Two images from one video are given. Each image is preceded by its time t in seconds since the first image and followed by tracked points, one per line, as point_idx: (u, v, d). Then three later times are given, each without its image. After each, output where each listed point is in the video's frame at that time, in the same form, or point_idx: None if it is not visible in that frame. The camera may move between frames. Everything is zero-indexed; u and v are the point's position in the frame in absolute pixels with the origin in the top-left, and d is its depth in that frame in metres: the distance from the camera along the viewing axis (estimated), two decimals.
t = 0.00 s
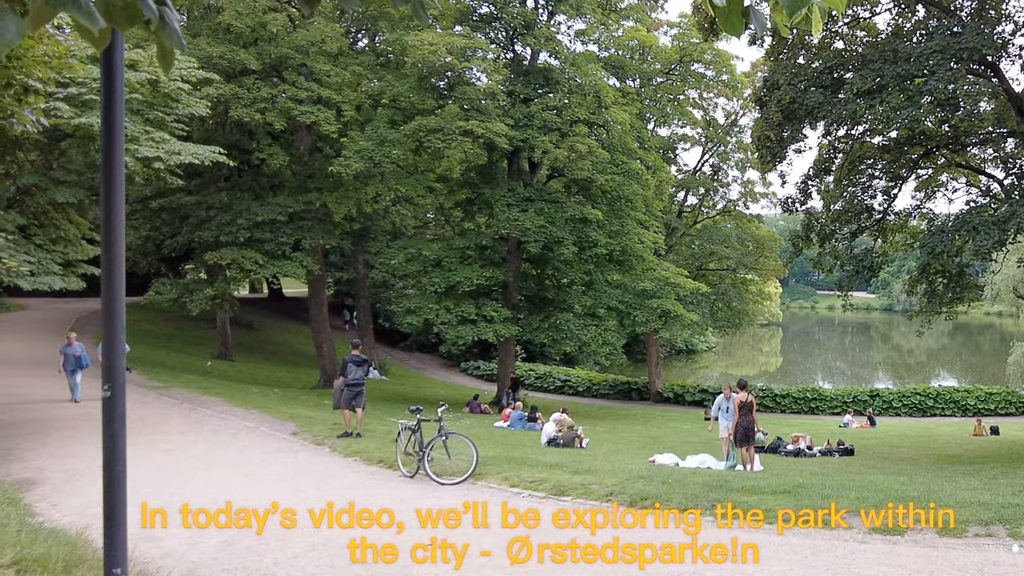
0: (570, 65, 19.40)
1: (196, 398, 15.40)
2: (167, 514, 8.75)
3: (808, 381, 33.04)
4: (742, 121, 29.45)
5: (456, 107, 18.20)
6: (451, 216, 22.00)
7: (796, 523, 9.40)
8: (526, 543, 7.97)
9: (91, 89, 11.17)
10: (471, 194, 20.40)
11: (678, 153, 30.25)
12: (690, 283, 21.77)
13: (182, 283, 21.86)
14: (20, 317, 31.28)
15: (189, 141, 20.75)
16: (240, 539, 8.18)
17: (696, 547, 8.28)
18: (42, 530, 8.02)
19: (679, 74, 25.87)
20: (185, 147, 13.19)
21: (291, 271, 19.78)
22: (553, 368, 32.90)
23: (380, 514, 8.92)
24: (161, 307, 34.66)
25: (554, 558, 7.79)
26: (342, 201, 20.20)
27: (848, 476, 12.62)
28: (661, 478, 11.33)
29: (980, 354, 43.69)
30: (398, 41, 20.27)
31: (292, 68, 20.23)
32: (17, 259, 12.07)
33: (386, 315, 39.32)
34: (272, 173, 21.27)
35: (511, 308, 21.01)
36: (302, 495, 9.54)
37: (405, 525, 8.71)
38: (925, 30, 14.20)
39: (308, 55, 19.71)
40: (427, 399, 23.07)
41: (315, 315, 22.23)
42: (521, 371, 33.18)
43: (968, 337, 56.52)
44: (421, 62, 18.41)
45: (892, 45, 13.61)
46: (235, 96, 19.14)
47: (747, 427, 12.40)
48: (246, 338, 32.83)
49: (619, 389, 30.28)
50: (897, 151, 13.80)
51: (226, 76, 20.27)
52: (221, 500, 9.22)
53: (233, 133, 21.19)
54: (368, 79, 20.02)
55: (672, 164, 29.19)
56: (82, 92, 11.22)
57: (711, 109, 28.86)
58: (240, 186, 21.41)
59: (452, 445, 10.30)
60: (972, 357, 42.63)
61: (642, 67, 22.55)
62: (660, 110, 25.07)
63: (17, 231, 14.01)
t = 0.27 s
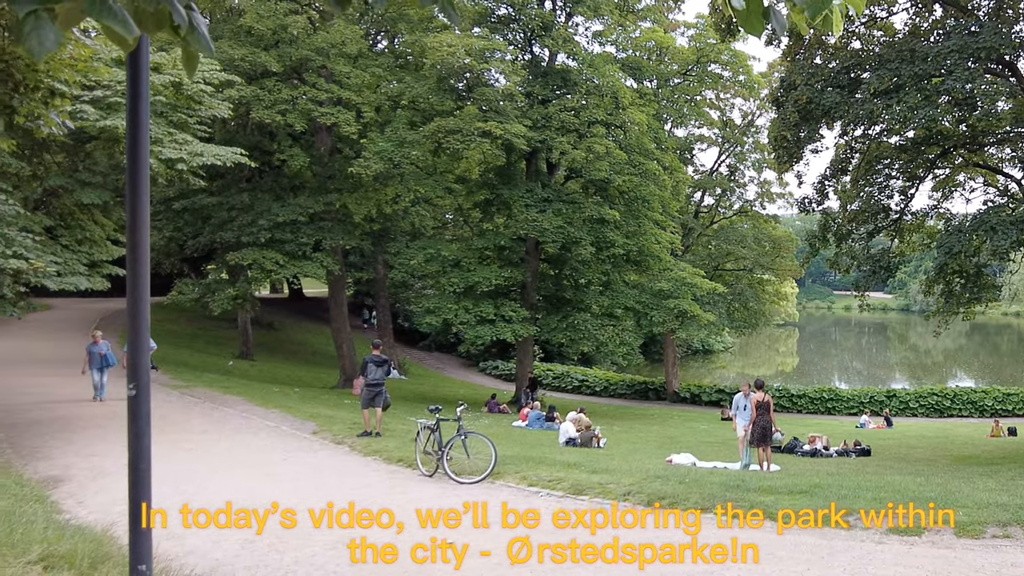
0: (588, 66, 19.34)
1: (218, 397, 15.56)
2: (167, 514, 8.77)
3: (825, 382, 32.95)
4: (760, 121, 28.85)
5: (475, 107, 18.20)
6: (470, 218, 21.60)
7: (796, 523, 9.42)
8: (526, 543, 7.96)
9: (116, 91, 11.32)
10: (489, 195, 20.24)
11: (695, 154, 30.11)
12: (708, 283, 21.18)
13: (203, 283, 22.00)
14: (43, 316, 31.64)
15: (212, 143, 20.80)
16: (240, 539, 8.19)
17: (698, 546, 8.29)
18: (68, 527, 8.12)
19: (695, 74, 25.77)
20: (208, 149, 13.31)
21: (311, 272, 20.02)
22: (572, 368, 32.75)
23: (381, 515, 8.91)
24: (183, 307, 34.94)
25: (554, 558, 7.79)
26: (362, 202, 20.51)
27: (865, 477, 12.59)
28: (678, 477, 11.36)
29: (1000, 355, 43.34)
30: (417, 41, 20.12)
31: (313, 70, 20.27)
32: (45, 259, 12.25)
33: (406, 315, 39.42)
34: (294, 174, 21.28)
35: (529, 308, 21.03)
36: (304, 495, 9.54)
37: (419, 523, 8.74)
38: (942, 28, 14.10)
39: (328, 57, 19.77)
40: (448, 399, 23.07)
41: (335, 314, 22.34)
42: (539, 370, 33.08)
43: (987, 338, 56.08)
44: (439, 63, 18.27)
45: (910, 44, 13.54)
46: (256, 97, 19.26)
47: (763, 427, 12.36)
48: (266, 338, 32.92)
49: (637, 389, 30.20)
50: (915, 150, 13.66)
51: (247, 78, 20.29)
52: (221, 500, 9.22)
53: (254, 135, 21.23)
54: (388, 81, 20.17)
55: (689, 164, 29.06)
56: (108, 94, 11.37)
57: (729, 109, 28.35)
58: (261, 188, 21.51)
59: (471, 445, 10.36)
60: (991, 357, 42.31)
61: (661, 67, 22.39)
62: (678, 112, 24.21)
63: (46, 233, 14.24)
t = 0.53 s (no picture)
0: (606, 67, 19.34)
1: (239, 396, 15.71)
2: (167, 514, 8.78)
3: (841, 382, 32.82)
4: (776, 121, 28.93)
5: (493, 109, 18.28)
6: (489, 218, 21.95)
7: (795, 523, 9.45)
8: (526, 543, 7.98)
9: (141, 95, 11.42)
10: (508, 196, 20.60)
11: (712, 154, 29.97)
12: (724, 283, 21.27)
13: (226, 283, 22.19)
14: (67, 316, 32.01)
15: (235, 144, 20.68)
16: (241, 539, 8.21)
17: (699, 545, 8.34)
18: (93, 524, 8.23)
19: (712, 74, 24.60)
20: (231, 151, 13.34)
21: (331, 272, 19.87)
22: (590, 368, 32.65)
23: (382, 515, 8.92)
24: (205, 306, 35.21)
25: (554, 558, 7.81)
26: (382, 203, 20.52)
27: (882, 477, 12.56)
28: (695, 477, 11.39)
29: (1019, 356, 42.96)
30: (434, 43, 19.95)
31: (333, 72, 20.21)
32: (70, 259, 12.42)
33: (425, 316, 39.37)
34: (315, 175, 21.38)
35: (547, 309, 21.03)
36: (306, 495, 9.54)
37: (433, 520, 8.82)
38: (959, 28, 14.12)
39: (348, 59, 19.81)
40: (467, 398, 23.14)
41: (355, 314, 22.43)
42: (558, 370, 32.99)
43: (1006, 338, 55.58)
44: (458, 65, 18.28)
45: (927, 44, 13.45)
46: (278, 99, 19.30)
47: (782, 427, 12.29)
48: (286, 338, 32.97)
49: (654, 389, 30.11)
50: (933, 150, 13.59)
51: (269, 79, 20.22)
52: (222, 500, 9.22)
53: (275, 136, 21.36)
54: (407, 82, 20.08)
55: (706, 165, 28.93)
56: (133, 98, 11.49)
57: (745, 109, 28.38)
58: (283, 189, 21.61)
59: (490, 444, 10.39)
60: (1010, 358, 41.96)
61: (679, 68, 22.24)
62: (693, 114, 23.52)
63: (73, 233, 14.32)
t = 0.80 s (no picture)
0: (624, 68, 19.32)
1: (261, 395, 15.85)
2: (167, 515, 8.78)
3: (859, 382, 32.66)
4: (794, 121, 28.75)
5: (512, 110, 18.38)
6: (508, 218, 21.98)
7: (795, 523, 9.47)
8: (526, 543, 7.96)
9: (167, 97, 11.62)
10: (528, 197, 20.38)
11: (729, 155, 29.85)
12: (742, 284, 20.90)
13: (248, 284, 22.43)
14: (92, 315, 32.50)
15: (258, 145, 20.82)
16: (241, 539, 8.20)
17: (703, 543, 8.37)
18: (119, 521, 8.34)
19: (731, 75, 24.51)
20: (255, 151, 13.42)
21: (352, 274, 20.10)
22: (608, 368, 32.52)
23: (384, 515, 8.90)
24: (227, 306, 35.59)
25: (554, 558, 7.79)
26: (402, 204, 20.28)
27: (900, 478, 12.53)
28: (713, 477, 11.40)
29: None
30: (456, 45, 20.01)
31: (354, 73, 20.40)
32: (97, 260, 12.62)
33: (447, 316, 39.29)
34: (336, 176, 21.44)
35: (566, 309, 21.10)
36: (325, 493, 9.62)
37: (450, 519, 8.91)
38: (978, 27, 14.02)
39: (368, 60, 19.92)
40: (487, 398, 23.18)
41: (375, 314, 22.49)
42: (576, 369, 32.89)
43: None
44: (478, 67, 18.34)
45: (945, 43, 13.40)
46: (299, 101, 19.44)
47: (801, 426, 12.28)
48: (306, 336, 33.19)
49: (672, 389, 30.00)
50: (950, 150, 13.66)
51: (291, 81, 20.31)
52: (222, 500, 9.23)
53: (296, 137, 21.57)
54: (427, 83, 19.96)
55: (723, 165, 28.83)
56: (158, 100, 11.67)
57: (763, 110, 28.22)
58: (304, 190, 21.77)
59: (509, 443, 10.46)
60: None
61: (697, 68, 22.13)
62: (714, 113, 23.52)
63: (100, 235, 14.63)
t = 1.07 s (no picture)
0: (643, 69, 19.29)
1: (284, 394, 15.98)
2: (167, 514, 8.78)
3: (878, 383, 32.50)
4: (812, 121, 28.66)
5: (533, 111, 18.45)
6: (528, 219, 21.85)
7: (795, 523, 9.48)
8: (526, 543, 7.96)
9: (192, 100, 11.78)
10: (547, 198, 20.62)
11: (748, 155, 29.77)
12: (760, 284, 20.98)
13: (272, 284, 22.64)
14: (118, 314, 32.94)
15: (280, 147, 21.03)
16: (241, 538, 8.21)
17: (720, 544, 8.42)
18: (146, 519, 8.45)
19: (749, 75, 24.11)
20: (279, 153, 13.40)
21: (374, 274, 20.16)
22: (627, 368, 32.49)
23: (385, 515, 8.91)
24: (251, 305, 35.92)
25: (554, 558, 7.79)
26: (423, 205, 20.65)
27: (919, 479, 12.49)
28: (732, 477, 11.42)
29: None
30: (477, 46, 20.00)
31: (375, 76, 20.39)
32: (124, 261, 12.79)
33: (467, 315, 39.49)
34: (358, 177, 21.55)
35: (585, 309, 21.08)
36: (346, 493, 9.66)
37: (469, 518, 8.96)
38: (998, 26, 13.97)
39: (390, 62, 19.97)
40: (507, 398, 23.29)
41: (396, 314, 22.58)
42: (595, 369, 32.87)
43: None
44: (499, 69, 18.39)
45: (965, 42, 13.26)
46: (321, 103, 19.51)
47: (822, 425, 12.35)
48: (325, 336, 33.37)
49: (690, 389, 29.99)
50: (969, 149, 13.57)
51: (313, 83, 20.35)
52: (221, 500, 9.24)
53: (318, 139, 21.71)
54: (449, 85, 20.13)
55: (741, 166, 28.77)
56: (184, 102, 11.87)
57: (782, 110, 28.13)
58: (326, 191, 21.80)
59: (529, 443, 10.51)
60: None
61: (716, 69, 22.06)
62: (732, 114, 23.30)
63: (126, 236, 14.81)
